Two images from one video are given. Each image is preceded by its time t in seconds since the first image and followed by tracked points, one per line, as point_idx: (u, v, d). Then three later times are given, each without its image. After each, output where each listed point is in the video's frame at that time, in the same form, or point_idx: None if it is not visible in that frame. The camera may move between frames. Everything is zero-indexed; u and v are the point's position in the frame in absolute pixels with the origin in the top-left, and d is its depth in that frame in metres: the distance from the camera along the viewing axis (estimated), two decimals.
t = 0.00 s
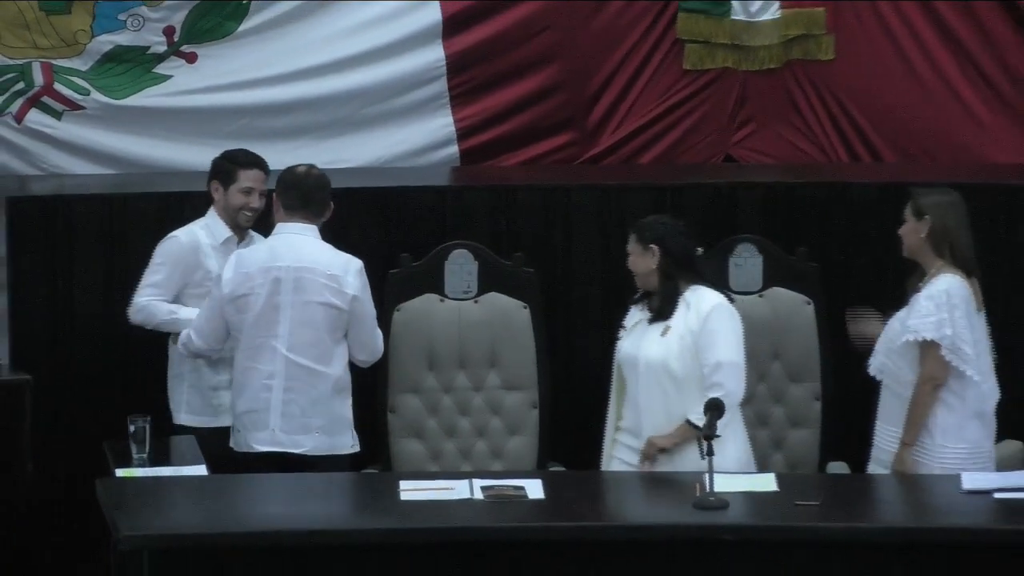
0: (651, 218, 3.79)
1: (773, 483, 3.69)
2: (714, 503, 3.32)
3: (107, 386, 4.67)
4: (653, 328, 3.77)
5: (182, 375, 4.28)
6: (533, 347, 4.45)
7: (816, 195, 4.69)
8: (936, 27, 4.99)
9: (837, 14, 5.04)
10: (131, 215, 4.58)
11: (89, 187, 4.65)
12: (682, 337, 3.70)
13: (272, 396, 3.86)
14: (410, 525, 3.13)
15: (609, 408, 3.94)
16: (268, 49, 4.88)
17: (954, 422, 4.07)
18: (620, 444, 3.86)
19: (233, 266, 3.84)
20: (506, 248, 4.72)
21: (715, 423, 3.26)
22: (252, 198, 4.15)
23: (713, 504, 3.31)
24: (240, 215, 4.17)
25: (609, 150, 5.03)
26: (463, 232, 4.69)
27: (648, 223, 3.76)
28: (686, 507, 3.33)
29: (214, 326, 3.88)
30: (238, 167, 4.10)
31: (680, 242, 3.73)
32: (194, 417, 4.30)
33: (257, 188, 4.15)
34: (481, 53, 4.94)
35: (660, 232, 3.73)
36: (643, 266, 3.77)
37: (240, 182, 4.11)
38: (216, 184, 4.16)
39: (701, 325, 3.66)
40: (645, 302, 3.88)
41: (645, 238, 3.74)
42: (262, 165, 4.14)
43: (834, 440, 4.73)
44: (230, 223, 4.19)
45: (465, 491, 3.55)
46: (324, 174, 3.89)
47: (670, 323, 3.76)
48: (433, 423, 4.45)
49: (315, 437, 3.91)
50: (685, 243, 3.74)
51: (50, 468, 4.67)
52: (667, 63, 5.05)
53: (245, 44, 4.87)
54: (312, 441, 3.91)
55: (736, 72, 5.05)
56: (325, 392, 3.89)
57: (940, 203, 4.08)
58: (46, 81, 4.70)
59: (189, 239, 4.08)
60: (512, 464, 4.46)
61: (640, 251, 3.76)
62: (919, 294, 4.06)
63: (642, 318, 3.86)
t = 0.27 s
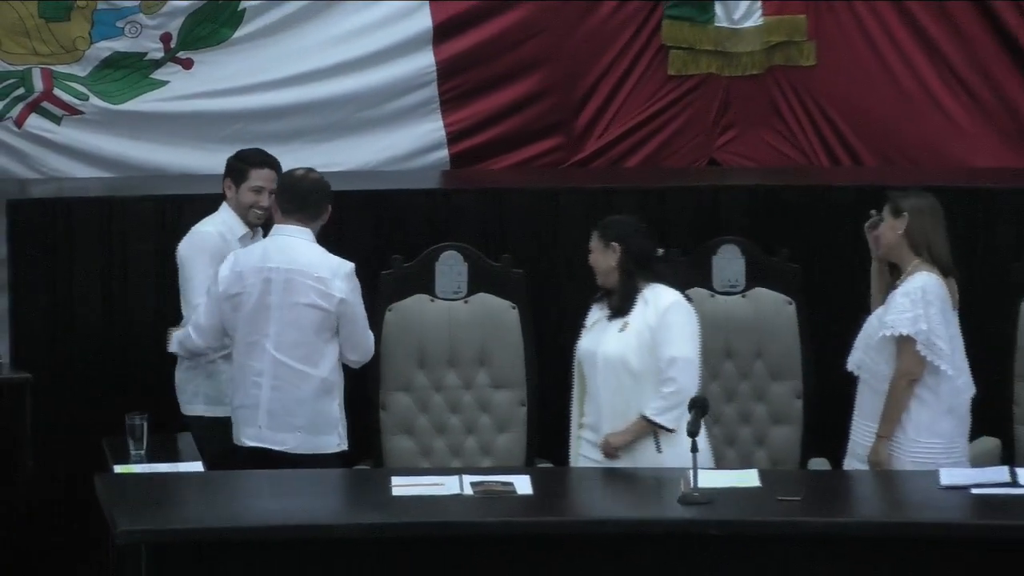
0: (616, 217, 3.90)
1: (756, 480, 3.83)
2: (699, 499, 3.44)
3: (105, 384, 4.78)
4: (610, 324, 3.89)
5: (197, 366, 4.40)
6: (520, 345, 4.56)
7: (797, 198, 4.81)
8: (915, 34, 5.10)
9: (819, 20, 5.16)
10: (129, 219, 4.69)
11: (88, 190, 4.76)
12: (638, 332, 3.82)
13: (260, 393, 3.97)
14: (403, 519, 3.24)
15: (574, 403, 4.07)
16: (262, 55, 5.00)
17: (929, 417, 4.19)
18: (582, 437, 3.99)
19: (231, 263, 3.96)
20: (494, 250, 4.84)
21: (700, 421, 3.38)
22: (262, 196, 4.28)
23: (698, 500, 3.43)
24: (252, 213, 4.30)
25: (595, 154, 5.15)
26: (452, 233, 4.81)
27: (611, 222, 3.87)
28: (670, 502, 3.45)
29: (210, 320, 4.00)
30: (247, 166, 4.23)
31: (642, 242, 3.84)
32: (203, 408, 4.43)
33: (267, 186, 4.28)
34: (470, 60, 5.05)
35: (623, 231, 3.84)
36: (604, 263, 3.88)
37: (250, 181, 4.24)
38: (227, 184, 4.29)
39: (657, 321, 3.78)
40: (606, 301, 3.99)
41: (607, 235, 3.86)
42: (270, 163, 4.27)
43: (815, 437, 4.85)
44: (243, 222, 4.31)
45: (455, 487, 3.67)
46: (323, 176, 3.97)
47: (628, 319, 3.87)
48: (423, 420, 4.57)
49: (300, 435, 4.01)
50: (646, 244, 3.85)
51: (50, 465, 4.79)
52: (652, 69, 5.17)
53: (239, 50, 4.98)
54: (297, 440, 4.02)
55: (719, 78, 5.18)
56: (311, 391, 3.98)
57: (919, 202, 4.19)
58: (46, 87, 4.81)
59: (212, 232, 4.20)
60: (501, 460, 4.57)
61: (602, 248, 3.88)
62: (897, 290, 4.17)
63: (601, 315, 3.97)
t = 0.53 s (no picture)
0: (585, 215, 4.07)
1: (741, 474, 3.95)
2: (687, 492, 3.55)
3: (105, 382, 4.90)
4: (577, 319, 4.06)
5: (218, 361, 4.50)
6: (511, 343, 4.68)
7: (782, 199, 4.93)
8: (897, 38, 5.21)
9: (803, 25, 5.28)
10: (129, 220, 4.80)
11: (89, 192, 4.87)
12: (601, 327, 3.97)
13: (253, 386, 4.10)
14: (394, 514, 3.35)
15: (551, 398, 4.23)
16: (258, 60, 5.10)
17: (909, 412, 4.32)
18: (556, 431, 4.15)
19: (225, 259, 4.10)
20: (485, 250, 4.96)
21: (685, 415, 3.51)
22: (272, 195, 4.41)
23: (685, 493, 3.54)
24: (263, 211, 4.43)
25: (585, 156, 5.26)
26: (444, 233, 4.93)
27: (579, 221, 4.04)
28: (660, 496, 3.55)
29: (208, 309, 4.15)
30: (256, 166, 4.37)
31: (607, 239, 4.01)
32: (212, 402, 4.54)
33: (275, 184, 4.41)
34: (460, 64, 5.16)
35: (590, 229, 4.01)
36: (575, 261, 4.04)
37: (258, 180, 4.37)
38: (238, 185, 4.43)
39: (616, 317, 3.92)
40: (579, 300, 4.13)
41: (574, 233, 4.03)
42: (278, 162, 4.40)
43: (799, 433, 4.97)
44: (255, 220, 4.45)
45: (448, 480, 3.78)
46: (316, 176, 4.08)
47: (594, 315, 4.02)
48: (416, 416, 4.68)
49: (289, 429, 4.11)
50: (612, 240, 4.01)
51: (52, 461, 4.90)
52: (640, 73, 5.29)
53: (236, 55, 5.09)
54: (287, 434, 4.12)
55: (705, 81, 5.30)
56: (301, 385, 4.08)
57: (899, 200, 4.32)
58: (47, 91, 4.93)
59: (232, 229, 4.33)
60: (492, 455, 4.69)
61: (570, 245, 4.05)
62: (876, 287, 4.28)
63: (568, 313, 4.14)
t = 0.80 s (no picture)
0: (566, 216, 4.18)
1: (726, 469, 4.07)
2: (673, 487, 3.67)
3: (106, 380, 5.01)
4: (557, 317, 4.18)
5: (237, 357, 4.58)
6: (502, 341, 4.79)
7: (767, 200, 5.05)
8: (878, 44, 5.33)
9: (786, 32, 5.41)
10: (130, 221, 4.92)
11: (90, 194, 4.99)
12: (580, 327, 4.09)
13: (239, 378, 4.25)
14: (384, 511, 3.45)
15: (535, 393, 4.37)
16: (254, 65, 5.22)
17: (886, 408, 4.45)
18: (542, 427, 4.29)
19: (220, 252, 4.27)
20: (477, 250, 5.07)
21: (670, 411, 3.62)
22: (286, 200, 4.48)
23: (671, 487, 3.66)
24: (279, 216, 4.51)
25: (574, 158, 5.39)
26: (437, 234, 5.04)
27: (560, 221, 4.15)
28: (648, 491, 3.66)
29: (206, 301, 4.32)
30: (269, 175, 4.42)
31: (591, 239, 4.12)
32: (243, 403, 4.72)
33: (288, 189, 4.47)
34: (453, 69, 5.28)
35: (571, 230, 4.12)
36: (556, 261, 4.17)
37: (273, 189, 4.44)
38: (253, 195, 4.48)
39: (594, 317, 4.04)
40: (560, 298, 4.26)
41: (554, 234, 4.15)
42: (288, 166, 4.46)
43: (784, 429, 5.08)
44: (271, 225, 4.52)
45: (440, 476, 3.89)
46: (321, 184, 4.20)
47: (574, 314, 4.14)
48: (410, 413, 4.79)
49: (272, 421, 4.23)
50: (592, 240, 4.13)
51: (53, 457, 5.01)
52: (627, 77, 5.42)
53: (233, 60, 5.21)
54: (268, 426, 4.25)
55: (691, 85, 5.42)
56: (284, 377, 4.20)
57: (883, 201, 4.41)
58: (49, 95, 5.04)
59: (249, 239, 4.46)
60: (484, 451, 4.81)
61: (551, 245, 4.17)
62: (855, 285, 4.40)
63: (551, 312, 4.27)
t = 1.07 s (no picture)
0: (564, 220, 4.32)
1: (711, 466, 4.18)
2: (660, 483, 3.77)
3: (106, 378, 5.12)
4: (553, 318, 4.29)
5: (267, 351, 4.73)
6: (494, 339, 4.91)
7: (753, 203, 5.17)
8: (861, 50, 5.45)
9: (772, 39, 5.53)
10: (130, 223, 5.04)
11: (92, 196, 5.10)
12: (575, 329, 4.20)
13: (226, 374, 4.43)
14: (379, 506, 3.55)
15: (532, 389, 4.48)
16: (252, 71, 5.34)
17: (871, 406, 4.55)
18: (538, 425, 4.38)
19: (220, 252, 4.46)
20: (470, 251, 5.19)
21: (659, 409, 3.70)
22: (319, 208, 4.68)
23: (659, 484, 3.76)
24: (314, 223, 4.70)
25: (564, 161, 5.51)
26: (430, 236, 5.16)
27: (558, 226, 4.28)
28: (636, 487, 3.78)
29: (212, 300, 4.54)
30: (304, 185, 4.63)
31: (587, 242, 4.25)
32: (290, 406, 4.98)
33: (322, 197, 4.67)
34: (445, 74, 5.40)
35: (568, 233, 4.25)
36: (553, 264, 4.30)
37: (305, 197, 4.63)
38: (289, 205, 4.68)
39: (589, 320, 4.15)
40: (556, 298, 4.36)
41: (553, 238, 4.28)
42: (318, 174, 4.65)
43: (769, 426, 5.20)
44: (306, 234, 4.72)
45: (433, 472, 4.00)
46: (313, 192, 4.34)
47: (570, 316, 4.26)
48: (403, 410, 4.91)
49: (251, 419, 4.39)
50: (588, 244, 4.26)
51: (55, 454, 5.13)
52: (616, 82, 5.55)
53: (231, 65, 5.33)
54: (248, 423, 4.40)
55: (678, 90, 5.55)
56: (262, 377, 4.33)
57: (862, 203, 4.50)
58: (51, 100, 5.15)
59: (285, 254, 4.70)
60: (476, 448, 4.93)
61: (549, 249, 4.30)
62: (839, 287, 4.49)
63: (547, 314, 4.37)
